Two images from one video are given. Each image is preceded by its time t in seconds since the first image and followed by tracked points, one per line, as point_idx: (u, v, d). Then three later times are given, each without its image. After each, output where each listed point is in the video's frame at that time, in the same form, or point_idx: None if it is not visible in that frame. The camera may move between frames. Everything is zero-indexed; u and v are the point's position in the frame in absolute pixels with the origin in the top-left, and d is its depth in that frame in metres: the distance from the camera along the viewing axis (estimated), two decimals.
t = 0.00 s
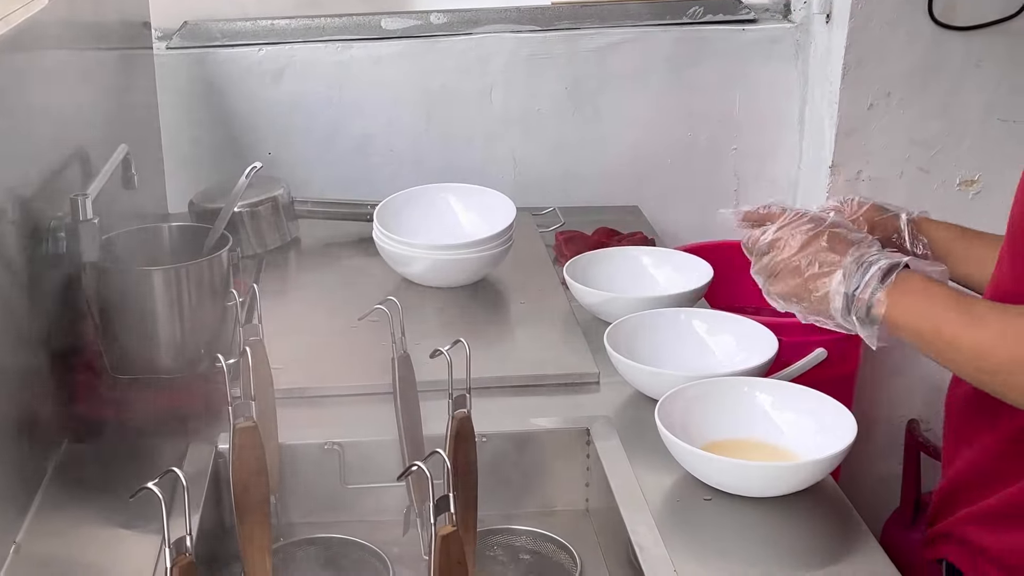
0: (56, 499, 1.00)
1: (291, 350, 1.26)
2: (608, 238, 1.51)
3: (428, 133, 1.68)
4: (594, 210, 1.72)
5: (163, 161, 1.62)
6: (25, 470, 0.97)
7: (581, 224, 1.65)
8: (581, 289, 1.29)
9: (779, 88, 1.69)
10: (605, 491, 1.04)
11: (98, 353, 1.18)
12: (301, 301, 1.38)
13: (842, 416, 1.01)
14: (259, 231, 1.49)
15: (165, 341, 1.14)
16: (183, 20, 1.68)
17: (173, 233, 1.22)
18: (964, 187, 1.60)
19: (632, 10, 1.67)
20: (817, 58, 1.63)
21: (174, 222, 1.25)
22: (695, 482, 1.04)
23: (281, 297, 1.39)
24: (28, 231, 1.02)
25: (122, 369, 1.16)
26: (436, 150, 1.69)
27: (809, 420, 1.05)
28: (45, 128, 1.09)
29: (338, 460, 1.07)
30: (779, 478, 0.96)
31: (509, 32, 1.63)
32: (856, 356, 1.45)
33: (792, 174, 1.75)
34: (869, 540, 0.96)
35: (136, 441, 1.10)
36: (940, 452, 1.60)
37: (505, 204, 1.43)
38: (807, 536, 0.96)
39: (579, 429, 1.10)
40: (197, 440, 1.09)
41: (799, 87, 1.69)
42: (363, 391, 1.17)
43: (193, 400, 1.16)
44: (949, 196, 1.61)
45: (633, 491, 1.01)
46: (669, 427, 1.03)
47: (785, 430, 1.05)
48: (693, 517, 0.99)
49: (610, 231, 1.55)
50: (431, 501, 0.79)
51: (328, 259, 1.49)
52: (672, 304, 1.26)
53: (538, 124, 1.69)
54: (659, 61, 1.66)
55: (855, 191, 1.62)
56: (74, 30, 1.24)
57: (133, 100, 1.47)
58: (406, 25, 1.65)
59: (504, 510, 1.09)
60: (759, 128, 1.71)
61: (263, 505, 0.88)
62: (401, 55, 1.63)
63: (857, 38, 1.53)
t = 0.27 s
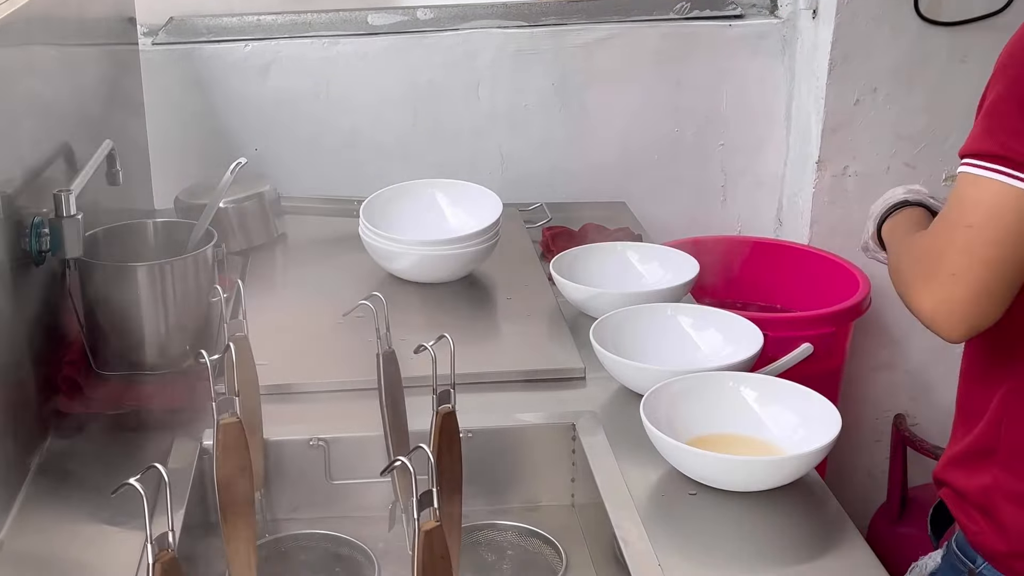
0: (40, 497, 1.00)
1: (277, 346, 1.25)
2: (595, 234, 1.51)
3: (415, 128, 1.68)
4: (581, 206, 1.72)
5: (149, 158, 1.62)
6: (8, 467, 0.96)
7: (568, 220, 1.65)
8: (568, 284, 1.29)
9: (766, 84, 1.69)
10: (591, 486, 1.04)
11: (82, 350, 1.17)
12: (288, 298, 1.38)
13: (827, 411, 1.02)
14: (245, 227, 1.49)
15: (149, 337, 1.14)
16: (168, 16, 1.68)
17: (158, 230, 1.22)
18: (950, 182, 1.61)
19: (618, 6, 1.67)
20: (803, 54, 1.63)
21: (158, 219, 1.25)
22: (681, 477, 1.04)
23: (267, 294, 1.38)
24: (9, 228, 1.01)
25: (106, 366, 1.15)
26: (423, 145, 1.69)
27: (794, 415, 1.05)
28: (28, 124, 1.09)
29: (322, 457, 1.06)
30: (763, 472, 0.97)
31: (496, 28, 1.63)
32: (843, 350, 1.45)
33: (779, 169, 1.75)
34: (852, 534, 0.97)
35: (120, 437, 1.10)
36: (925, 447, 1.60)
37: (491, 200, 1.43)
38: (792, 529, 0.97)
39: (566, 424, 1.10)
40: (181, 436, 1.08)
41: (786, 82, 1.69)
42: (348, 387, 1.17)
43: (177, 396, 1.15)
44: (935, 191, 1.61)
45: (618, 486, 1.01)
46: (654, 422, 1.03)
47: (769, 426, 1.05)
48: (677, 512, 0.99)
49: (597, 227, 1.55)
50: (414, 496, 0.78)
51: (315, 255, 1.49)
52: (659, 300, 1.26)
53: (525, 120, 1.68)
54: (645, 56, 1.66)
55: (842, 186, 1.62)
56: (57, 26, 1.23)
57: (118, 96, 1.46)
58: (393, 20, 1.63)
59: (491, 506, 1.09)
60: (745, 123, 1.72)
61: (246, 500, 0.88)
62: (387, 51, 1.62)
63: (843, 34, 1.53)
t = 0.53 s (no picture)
0: (22, 494, 1.00)
1: (261, 343, 1.25)
2: (582, 229, 1.51)
3: (401, 123, 1.67)
4: (568, 202, 1.72)
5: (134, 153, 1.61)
6: None
7: (554, 216, 1.65)
8: (554, 280, 1.29)
9: (753, 80, 1.70)
10: (576, 481, 1.04)
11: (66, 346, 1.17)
12: (273, 293, 1.37)
13: (812, 407, 1.02)
14: (230, 223, 1.48)
15: (133, 333, 1.13)
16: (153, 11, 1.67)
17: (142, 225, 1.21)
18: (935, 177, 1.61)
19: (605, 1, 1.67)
20: (790, 49, 1.63)
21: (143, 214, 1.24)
22: (667, 471, 1.04)
23: (253, 290, 1.38)
24: None
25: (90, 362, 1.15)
26: (410, 141, 1.69)
27: (779, 411, 1.05)
28: (12, 119, 1.08)
29: (307, 453, 1.06)
30: (748, 467, 0.97)
31: (482, 23, 1.63)
32: (829, 345, 1.46)
33: (766, 164, 1.75)
34: (836, 528, 0.97)
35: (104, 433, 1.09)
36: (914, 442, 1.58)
37: (477, 194, 1.42)
38: (777, 523, 0.97)
39: (551, 419, 1.10)
40: (165, 432, 1.08)
41: (773, 77, 1.69)
42: (334, 382, 1.17)
43: (161, 393, 1.14)
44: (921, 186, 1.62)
45: (603, 481, 1.02)
46: (640, 417, 1.03)
47: (755, 422, 1.06)
48: (662, 507, 0.99)
49: (583, 222, 1.55)
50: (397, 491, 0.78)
51: (301, 251, 1.48)
52: (645, 294, 1.26)
53: (512, 116, 1.68)
54: (632, 51, 1.66)
55: (828, 181, 1.63)
56: (40, 20, 1.22)
57: (102, 91, 1.45)
58: (379, 16, 1.62)
59: (477, 501, 1.09)
60: (732, 118, 1.72)
61: (229, 496, 0.88)
62: (373, 46, 1.62)
63: (829, 29, 1.53)
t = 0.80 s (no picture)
0: (5, 489, 1.00)
1: (246, 338, 1.25)
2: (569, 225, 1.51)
3: (389, 118, 1.67)
4: (556, 197, 1.73)
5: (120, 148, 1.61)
6: None
7: (541, 211, 1.65)
8: (539, 275, 1.29)
9: (739, 76, 1.70)
10: (561, 476, 1.05)
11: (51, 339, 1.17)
12: (259, 289, 1.37)
13: (795, 401, 1.02)
14: (216, 218, 1.48)
15: (117, 328, 1.13)
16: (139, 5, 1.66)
17: (127, 220, 1.21)
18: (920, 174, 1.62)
19: None
20: (776, 46, 1.63)
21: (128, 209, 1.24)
22: (651, 465, 1.05)
23: (239, 285, 1.38)
24: None
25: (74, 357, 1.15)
26: (397, 136, 1.69)
27: (763, 405, 1.06)
28: None
29: (291, 448, 1.06)
30: (732, 461, 0.97)
31: (469, 19, 1.62)
32: (814, 340, 1.46)
33: (752, 160, 1.76)
34: (818, 521, 0.97)
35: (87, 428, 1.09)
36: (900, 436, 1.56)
37: (464, 189, 1.42)
38: (760, 517, 0.97)
39: (536, 414, 1.10)
40: (148, 427, 1.08)
41: (759, 73, 1.69)
42: (320, 377, 1.17)
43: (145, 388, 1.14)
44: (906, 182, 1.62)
45: (588, 475, 1.02)
46: (624, 411, 1.04)
47: (739, 417, 1.06)
48: (645, 500, 0.99)
49: (570, 217, 1.55)
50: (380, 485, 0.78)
51: (287, 246, 1.48)
52: (630, 289, 1.26)
53: (499, 111, 1.68)
54: (619, 47, 1.66)
55: (814, 177, 1.63)
56: (23, 14, 1.22)
57: (87, 86, 1.45)
58: (366, 11, 1.62)
59: (462, 496, 1.09)
60: (719, 114, 1.72)
61: (213, 490, 0.88)
62: (360, 41, 1.61)
63: (815, 26, 1.54)
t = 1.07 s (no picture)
0: None
1: (237, 332, 1.25)
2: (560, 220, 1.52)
3: (380, 113, 1.67)
4: (547, 193, 1.73)
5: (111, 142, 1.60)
6: None
7: (533, 206, 1.66)
8: (530, 269, 1.29)
9: (731, 72, 1.70)
10: (551, 469, 1.05)
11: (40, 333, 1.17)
12: (250, 283, 1.37)
13: (784, 395, 1.03)
14: (207, 212, 1.48)
15: (107, 321, 1.13)
16: None
17: (118, 214, 1.21)
18: (910, 170, 1.62)
19: None
20: (767, 42, 1.64)
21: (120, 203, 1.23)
22: (641, 458, 1.05)
23: (230, 279, 1.38)
24: None
25: (63, 350, 1.15)
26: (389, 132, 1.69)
27: (752, 399, 1.06)
28: None
29: (282, 441, 1.06)
30: (721, 454, 0.98)
31: (461, 14, 1.62)
32: (804, 336, 1.47)
33: (743, 156, 1.76)
34: (806, 514, 0.98)
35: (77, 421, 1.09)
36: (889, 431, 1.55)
37: (455, 184, 1.42)
38: (750, 509, 0.98)
39: (526, 408, 1.10)
40: (138, 420, 1.08)
41: (750, 69, 1.70)
42: (311, 371, 1.17)
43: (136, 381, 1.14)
44: (896, 179, 1.63)
45: (578, 469, 1.02)
46: (614, 405, 1.04)
47: (728, 409, 1.07)
48: (636, 494, 1.00)
49: (561, 212, 1.55)
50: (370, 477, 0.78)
51: (278, 241, 1.48)
52: (621, 285, 1.26)
53: (491, 107, 1.69)
54: (611, 43, 1.66)
55: (804, 173, 1.64)
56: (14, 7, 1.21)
57: (78, 80, 1.44)
58: (358, 5, 1.62)
59: (452, 489, 1.10)
60: (710, 110, 1.73)
61: (203, 483, 0.88)
62: (351, 36, 1.61)
63: (806, 23, 1.54)
